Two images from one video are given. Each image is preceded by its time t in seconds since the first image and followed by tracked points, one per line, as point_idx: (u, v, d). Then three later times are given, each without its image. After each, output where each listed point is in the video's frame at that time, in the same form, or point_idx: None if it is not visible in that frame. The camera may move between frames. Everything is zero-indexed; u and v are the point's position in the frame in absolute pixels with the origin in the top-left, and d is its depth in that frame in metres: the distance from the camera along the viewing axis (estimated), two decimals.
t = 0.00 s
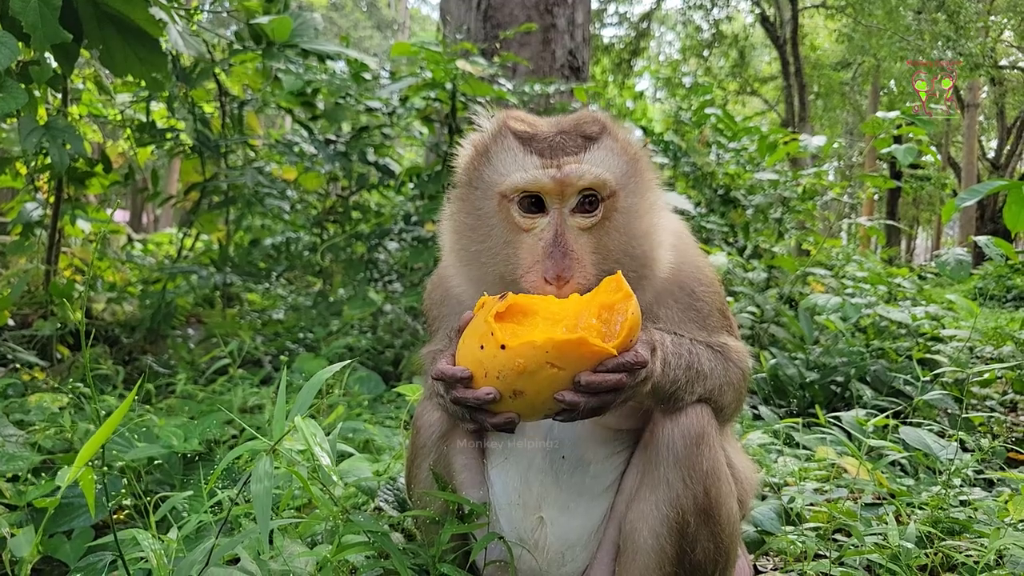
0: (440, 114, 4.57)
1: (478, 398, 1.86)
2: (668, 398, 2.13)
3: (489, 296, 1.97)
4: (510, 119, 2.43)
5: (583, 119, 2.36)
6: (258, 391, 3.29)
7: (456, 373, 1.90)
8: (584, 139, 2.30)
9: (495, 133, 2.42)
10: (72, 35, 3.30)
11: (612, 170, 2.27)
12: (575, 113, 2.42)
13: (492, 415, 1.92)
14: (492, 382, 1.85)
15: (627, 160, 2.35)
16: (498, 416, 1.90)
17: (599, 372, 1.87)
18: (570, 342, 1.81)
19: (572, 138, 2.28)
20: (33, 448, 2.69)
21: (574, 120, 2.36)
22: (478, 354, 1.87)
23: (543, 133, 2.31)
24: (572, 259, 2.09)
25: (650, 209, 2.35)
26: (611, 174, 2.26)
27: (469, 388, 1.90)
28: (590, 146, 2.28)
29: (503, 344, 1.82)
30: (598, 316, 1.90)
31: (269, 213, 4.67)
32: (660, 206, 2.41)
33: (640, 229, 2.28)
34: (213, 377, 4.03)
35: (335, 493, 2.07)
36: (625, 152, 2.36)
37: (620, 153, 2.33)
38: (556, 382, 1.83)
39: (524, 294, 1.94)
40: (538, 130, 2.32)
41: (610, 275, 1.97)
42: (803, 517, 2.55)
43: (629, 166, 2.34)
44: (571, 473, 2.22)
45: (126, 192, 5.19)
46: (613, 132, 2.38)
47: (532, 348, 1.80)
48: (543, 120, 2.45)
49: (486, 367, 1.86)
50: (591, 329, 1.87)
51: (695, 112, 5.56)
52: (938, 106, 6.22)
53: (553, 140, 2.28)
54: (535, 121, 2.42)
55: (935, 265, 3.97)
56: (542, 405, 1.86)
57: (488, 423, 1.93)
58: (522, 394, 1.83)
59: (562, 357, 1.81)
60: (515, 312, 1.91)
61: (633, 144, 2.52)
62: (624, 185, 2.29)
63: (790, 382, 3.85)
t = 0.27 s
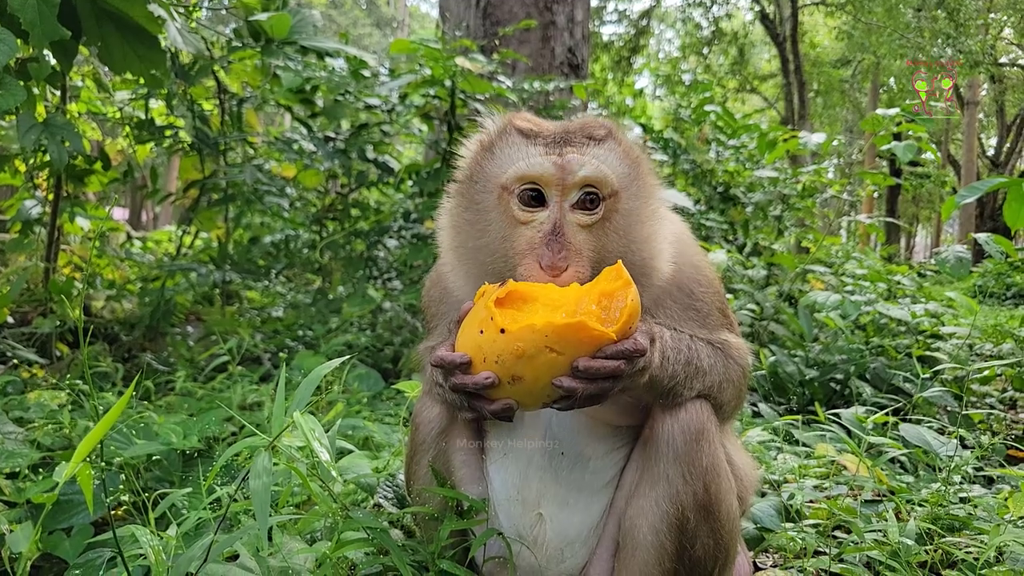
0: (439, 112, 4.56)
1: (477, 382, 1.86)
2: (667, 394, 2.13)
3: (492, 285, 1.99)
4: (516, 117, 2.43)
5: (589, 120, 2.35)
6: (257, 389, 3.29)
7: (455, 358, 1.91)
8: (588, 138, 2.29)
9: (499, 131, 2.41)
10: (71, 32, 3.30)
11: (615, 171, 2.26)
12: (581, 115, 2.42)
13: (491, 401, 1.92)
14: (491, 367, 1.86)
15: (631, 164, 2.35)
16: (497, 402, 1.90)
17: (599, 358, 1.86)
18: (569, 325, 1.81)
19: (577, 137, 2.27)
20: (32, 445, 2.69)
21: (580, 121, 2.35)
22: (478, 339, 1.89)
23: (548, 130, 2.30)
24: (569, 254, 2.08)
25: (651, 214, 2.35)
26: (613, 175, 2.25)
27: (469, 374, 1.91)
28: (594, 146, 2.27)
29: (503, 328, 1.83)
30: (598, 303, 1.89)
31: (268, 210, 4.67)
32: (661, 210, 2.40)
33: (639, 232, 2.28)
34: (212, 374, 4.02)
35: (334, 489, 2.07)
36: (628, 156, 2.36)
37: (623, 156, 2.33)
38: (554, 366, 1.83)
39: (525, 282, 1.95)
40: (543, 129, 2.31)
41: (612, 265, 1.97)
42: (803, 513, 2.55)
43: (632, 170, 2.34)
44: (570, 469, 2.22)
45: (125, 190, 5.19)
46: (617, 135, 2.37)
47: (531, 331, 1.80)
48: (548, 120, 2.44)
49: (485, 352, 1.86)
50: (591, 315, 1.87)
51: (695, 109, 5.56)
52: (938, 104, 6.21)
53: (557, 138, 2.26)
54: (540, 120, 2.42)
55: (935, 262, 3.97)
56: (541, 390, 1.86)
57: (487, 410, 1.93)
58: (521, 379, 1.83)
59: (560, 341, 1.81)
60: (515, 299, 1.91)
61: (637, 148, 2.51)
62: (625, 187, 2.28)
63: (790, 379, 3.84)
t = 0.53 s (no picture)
0: (438, 109, 4.55)
1: (483, 391, 1.86)
2: (669, 392, 2.13)
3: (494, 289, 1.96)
4: (520, 117, 2.41)
5: (593, 122, 2.34)
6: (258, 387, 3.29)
7: (461, 367, 1.92)
8: (593, 141, 2.29)
9: (503, 131, 2.40)
10: (70, 30, 3.29)
11: (619, 175, 2.27)
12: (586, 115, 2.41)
13: (497, 409, 1.92)
14: (497, 376, 1.86)
15: (635, 167, 2.35)
16: (503, 410, 1.91)
17: (605, 367, 1.86)
18: (576, 336, 1.80)
19: (583, 140, 2.27)
20: (32, 443, 2.69)
21: (584, 122, 2.35)
22: (483, 348, 1.88)
23: (553, 132, 2.30)
24: (573, 261, 2.09)
25: (655, 217, 2.36)
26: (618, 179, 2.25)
27: (474, 382, 1.92)
28: (599, 149, 2.26)
29: (509, 338, 1.82)
30: (604, 311, 1.89)
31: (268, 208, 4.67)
32: (665, 213, 2.41)
33: (642, 236, 2.28)
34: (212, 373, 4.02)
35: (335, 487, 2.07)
36: (633, 158, 2.36)
37: (627, 160, 2.33)
38: (561, 376, 1.83)
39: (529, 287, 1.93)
40: (548, 131, 2.30)
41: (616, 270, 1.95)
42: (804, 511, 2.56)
43: (636, 173, 2.34)
44: (572, 468, 2.22)
45: (125, 188, 5.18)
46: (622, 138, 2.37)
47: (539, 342, 1.79)
48: (553, 121, 2.43)
49: (491, 361, 1.86)
50: (597, 324, 1.86)
51: (694, 107, 5.56)
52: (938, 101, 6.21)
53: (563, 140, 2.26)
54: (544, 121, 2.41)
55: (934, 259, 3.96)
56: (547, 399, 1.86)
57: (493, 417, 1.94)
58: (527, 388, 1.83)
59: (568, 352, 1.81)
60: (520, 306, 1.90)
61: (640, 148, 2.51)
62: (630, 191, 2.30)
63: (790, 376, 3.84)
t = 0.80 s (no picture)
0: (440, 108, 4.55)
1: (482, 377, 1.86)
2: (673, 387, 2.14)
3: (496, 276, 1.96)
4: (528, 124, 2.40)
5: (601, 129, 2.32)
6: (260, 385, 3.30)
7: (460, 353, 1.91)
8: (598, 149, 2.27)
9: (510, 137, 2.39)
10: (73, 28, 3.29)
11: (622, 184, 2.25)
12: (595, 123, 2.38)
13: (495, 396, 1.92)
14: (496, 363, 1.86)
15: (641, 174, 2.32)
16: (501, 397, 1.91)
17: (606, 360, 1.86)
18: (579, 327, 1.81)
19: (586, 149, 2.24)
20: (36, 440, 2.69)
21: (592, 129, 2.33)
22: (483, 335, 1.88)
23: (560, 141, 2.26)
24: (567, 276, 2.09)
25: (662, 226, 2.33)
26: (621, 187, 2.23)
27: (473, 368, 1.91)
28: (602, 158, 2.25)
29: (510, 327, 1.82)
30: (607, 304, 1.89)
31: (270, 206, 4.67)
32: (673, 219, 2.38)
33: (646, 245, 2.27)
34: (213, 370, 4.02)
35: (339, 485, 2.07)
36: (639, 165, 2.33)
37: (633, 168, 2.30)
38: (561, 366, 1.83)
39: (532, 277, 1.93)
40: (553, 137, 2.28)
41: (619, 264, 1.96)
42: (807, 510, 2.56)
43: (642, 181, 2.32)
44: (576, 467, 2.22)
45: (127, 186, 5.18)
46: (630, 145, 2.33)
47: (540, 331, 1.80)
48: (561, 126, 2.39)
49: (491, 348, 1.86)
50: (600, 316, 1.86)
51: (696, 106, 5.56)
52: (939, 101, 6.21)
53: (566, 148, 2.24)
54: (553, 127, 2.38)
55: (936, 259, 3.96)
56: (546, 388, 1.87)
57: (490, 404, 1.94)
58: (526, 377, 1.84)
59: (569, 342, 1.82)
60: (522, 295, 1.90)
61: (650, 155, 2.48)
62: (634, 201, 2.26)
63: (791, 376, 3.84)
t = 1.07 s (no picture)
0: (442, 109, 4.55)
1: (492, 419, 1.88)
2: (674, 395, 2.14)
3: (492, 308, 1.92)
4: (514, 127, 2.42)
5: (586, 125, 2.33)
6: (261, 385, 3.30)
7: (466, 395, 1.91)
8: (584, 146, 2.28)
9: (498, 142, 2.40)
10: (77, 29, 3.29)
11: (611, 178, 2.25)
12: (581, 119, 2.40)
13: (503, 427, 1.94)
14: (504, 404, 1.87)
15: (631, 166, 2.33)
16: (510, 429, 1.93)
17: (611, 393, 1.88)
18: (582, 374, 1.80)
19: (572, 146, 2.27)
20: (38, 441, 2.69)
21: (577, 126, 2.34)
22: (488, 380, 1.87)
23: (545, 141, 2.29)
24: (564, 270, 2.09)
25: (656, 216, 2.33)
26: (610, 183, 2.24)
27: (480, 406, 1.92)
28: (590, 155, 2.25)
29: (513, 377, 1.81)
30: (607, 337, 1.88)
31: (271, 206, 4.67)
32: (668, 210, 2.38)
33: (641, 237, 2.26)
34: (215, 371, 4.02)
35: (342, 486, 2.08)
36: (629, 157, 2.34)
37: (622, 160, 2.31)
38: (568, 407, 1.84)
39: (528, 313, 1.90)
40: (539, 139, 2.30)
41: (615, 287, 1.94)
42: (809, 513, 2.56)
43: (632, 173, 2.32)
44: (577, 467, 2.22)
45: (128, 186, 5.18)
46: (617, 136, 2.35)
47: (544, 383, 1.79)
48: (548, 125, 2.42)
49: (497, 393, 1.86)
50: (601, 354, 1.86)
51: (698, 107, 5.57)
52: (940, 103, 6.21)
53: (553, 150, 2.26)
54: (539, 127, 2.40)
55: (937, 261, 3.96)
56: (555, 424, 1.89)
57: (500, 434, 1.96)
58: (535, 418, 1.86)
59: (573, 387, 1.81)
60: (520, 335, 1.87)
61: (642, 147, 2.49)
62: (625, 193, 2.26)
63: (792, 377, 3.84)
